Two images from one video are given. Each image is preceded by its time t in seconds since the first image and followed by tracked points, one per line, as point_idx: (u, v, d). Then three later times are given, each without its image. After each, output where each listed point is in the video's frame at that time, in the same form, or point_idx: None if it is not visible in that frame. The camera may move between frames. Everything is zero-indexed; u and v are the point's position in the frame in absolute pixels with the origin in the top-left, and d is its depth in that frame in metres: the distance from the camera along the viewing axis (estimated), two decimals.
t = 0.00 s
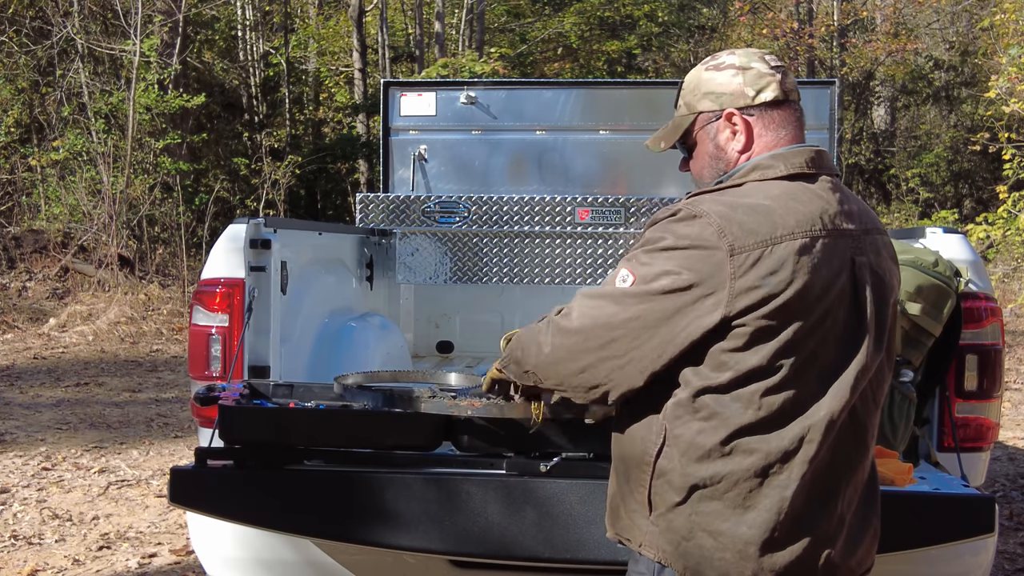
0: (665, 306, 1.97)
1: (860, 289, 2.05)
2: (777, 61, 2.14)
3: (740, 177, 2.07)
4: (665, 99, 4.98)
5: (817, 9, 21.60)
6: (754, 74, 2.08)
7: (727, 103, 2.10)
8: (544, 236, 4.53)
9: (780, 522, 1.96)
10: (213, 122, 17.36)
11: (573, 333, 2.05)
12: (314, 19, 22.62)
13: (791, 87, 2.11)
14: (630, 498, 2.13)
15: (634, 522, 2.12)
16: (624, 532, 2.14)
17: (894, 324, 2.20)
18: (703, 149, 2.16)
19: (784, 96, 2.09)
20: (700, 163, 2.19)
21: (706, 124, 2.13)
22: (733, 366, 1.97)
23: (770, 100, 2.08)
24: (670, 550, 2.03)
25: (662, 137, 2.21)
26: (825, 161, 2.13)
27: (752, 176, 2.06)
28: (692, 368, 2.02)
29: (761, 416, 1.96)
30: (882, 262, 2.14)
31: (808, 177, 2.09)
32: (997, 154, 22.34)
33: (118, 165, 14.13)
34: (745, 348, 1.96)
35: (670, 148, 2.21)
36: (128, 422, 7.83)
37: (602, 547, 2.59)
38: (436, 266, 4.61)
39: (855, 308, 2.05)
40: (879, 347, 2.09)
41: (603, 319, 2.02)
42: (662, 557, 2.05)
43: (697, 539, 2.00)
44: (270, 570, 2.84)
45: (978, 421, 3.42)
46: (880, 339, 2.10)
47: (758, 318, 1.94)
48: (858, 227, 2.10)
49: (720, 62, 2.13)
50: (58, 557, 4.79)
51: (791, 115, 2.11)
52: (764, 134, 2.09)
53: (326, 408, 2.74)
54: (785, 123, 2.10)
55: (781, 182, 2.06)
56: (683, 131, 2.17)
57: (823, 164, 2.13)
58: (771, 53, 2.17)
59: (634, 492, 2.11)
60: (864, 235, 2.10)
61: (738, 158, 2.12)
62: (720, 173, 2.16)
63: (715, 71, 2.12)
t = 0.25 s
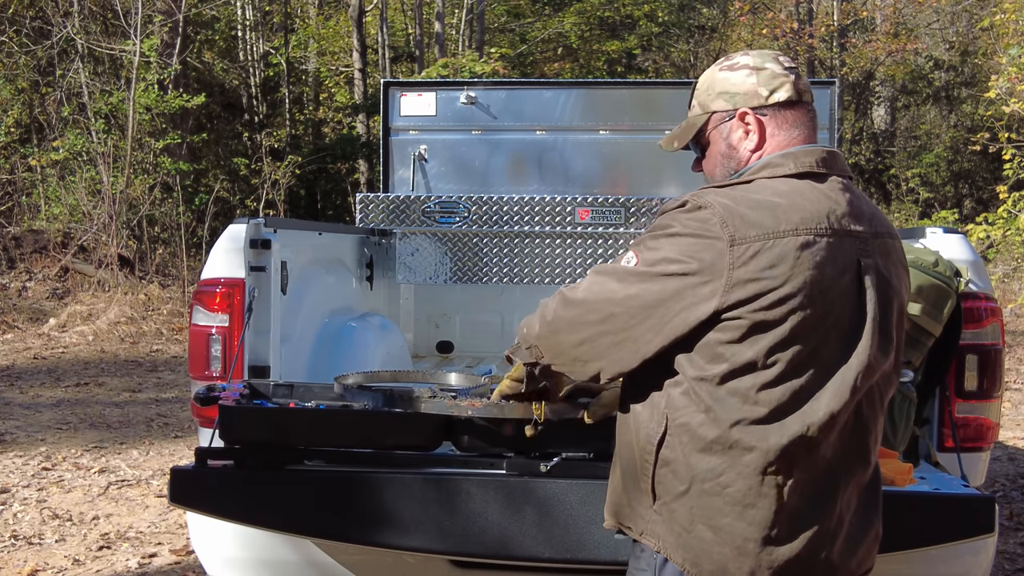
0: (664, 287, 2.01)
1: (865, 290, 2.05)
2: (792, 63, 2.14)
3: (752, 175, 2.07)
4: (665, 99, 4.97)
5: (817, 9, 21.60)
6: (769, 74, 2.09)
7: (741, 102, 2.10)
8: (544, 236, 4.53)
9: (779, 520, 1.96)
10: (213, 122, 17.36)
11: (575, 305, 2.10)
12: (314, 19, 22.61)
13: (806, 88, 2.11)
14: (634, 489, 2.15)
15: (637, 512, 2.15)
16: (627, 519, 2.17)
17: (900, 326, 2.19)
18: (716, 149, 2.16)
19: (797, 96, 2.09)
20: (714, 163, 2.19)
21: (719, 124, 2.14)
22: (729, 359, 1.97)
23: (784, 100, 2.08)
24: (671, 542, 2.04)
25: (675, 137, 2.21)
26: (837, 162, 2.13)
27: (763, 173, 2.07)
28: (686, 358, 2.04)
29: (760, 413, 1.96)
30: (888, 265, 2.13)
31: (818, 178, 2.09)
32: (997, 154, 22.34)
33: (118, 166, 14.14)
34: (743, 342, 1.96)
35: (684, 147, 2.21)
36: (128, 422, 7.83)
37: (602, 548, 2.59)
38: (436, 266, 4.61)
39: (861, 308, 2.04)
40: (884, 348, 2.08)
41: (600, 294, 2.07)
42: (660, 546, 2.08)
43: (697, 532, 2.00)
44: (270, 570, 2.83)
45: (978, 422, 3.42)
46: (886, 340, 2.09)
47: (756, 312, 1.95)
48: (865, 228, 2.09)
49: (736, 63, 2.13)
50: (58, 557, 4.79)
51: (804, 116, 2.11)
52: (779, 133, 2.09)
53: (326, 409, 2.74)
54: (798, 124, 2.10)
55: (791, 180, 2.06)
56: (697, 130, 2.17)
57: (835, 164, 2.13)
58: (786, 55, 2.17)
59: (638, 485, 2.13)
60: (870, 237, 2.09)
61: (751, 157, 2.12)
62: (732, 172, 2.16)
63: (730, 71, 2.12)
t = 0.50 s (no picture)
0: (675, 296, 1.97)
1: (868, 291, 2.05)
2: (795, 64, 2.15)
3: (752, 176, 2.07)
4: (665, 99, 4.97)
5: (817, 9, 21.59)
6: (772, 74, 2.09)
7: (743, 101, 2.10)
8: (544, 236, 4.54)
9: (782, 520, 1.96)
10: (213, 122, 17.36)
11: (578, 328, 2.05)
12: (314, 19, 22.60)
13: (808, 89, 2.12)
14: (633, 491, 2.15)
15: (637, 517, 2.14)
16: (628, 521, 2.16)
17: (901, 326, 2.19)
18: (718, 148, 2.17)
19: (799, 96, 2.09)
20: (715, 162, 2.19)
21: (722, 123, 2.14)
22: (736, 362, 1.97)
23: (787, 100, 2.08)
24: (670, 543, 2.05)
25: (677, 136, 2.21)
26: (836, 163, 2.14)
27: (765, 173, 2.06)
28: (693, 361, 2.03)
29: (763, 414, 1.96)
30: (889, 265, 2.14)
31: (819, 179, 2.09)
32: (998, 154, 22.35)
33: (118, 166, 14.14)
34: (750, 342, 1.96)
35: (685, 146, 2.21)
36: (128, 422, 7.83)
37: (602, 547, 2.59)
38: (437, 266, 4.61)
39: (863, 309, 2.04)
40: (886, 348, 2.08)
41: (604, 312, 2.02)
42: (661, 550, 2.07)
43: (698, 533, 2.01)
44: (269, 570, 2.84)
45: (978, 422, 3.42)
46: (888, 339, 2.09)
47: (761, 314, 1.95)
48: (866, 227, 2.09)
49: (740, 63, 2.14)
50: (58, 557, 4.79)
51: (806, 118, 2.11)
52: (781, 133, 2.10)
53: (327, 408, 2.74)
54: (800, 125, 2.11)
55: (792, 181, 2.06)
56: (699, 129, 2.17)
57: (836, 165, 2.13)
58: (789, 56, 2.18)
59: (638, 488, 2.13)
60: (873, 238, 2.10)
61: (753, 157, 2.12)
62: (734, 171, 2.16)
63: (733, 71, 2.13)
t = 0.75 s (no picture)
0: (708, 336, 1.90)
1: (866, 290, 2.06)
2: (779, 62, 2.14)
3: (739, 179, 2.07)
4: (665, 99, 4.98)
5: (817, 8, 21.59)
6: (755, 73, 2.08)
7: (726, 101, 2.10)
8: (544, 236, 4.54)
9: (790, 521, 1.96)
10: (213, 122, 17.35)
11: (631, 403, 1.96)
12: (314, 19, 22.58)
13: (791, 88, 2.10)
14: (636, 501, 2.14)
15: (641, 526, 2.12)
16: (631, 536, 2.14)
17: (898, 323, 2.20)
18: (701, 148, 2.16)
19: (783, 96, 2.08)
20: (699, 162, 2.19)
21: (705, 123, 2.14)
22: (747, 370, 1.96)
23: (770, 100, 2.07)
24: (677, 549, 2.04)
25: (662, 136, 2.21)
26: (825, 162, 2.12)
27: (753, 176, 2.06)
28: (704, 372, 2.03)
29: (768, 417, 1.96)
30: (885, 263, 2.15)
31: (808, 179, 2.09)
32: (998, 154, 22.32)
33: (118, 166, 14.14)
34: (763, 350, 1.95)
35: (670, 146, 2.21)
36: (128, 422, 7.84)
37: (603, 547, 2.58)
38: (437, 266, 4.61)
39: (860, 309, 2.05)
40: (884, 345, 2.09)
41: (656, 373, 1.93)
42: (668, 558, 2.06)
43: (706, 538, 2.01)
44: (269, 570, 2.84)
45: (978, 421, 3.42)
46: (885, 334, 2.11)
47: (773, 322, 1.94)
48: (861, 223, 2.10)
49: (722, 62, 2.13)
50: (58, 557, 4.79)
51: (789, 117, 2.11)
52: (764, 133, 2.09)
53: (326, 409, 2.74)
54: (783, 124, 2.10)
55: (781, 184, 2.05)
56: (683, 129, 2.17)
57: (824, 164, 2.12)
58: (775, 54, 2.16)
59: (642, 494, 2.12)
60: (867, 232, 2.11)
61: (736, 157, 2.12)
62: (719, 171, 2.16)
63: (716, 70, 2.12)
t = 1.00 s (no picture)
0: (699, 340, 1.91)
1: (865, 289, 2.06)
2: (769, 62, 2.14)
3: (733, 182, 2.07)
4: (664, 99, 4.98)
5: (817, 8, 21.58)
6: (746, 74, 2.08)
7: (718, 103, 2.10)
8: (544, 236, 4.54)
9: (797, 524, 1.96)
10: (213, 122, 17.34)
11: (614, 403, 1.97)
12: (314, 19, 22.56)
13: (782, 88, 2.11)
14: (642, 507, 2.14)
15: (647, 531, 2.12)
16: (638, 542, 2.14)
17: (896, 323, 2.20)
18: (694, 151, 2.16)
19: (774, 96, 2.08)
20: (692, 164, 2.19)
21: (697, 125, 2.14)
22: (751, 378, 1.95)
23: (762, 100, 2.07)
24: (683, 555, 2.03)
25: (652, 139, 2.21)
26: (819, 162, 2.12)
27: (748, 179, 2.05)
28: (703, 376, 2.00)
29: (771, 422, 1.96)
30: (883, 260, 2.14)
31: (803, 179, 2.09)
32: (998, 154, 22.31)
33: (118, 166, 14.15)
34: (764, 357, 1.94)
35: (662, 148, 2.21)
36: (128, 422, 7.84)
37: (604, 546, 2.58)
38: (437, 266, 4.62)
39: (859, 308, 2.05)
40: (884, 343, 2.09)
41: (641, 376, 1.94)
42: (674, 563, 2.05)
43: (714, 543, 2.00)
44: (269, 570, 2.84)
45: (978, 421, 3.42)
46: (884, 333, 2.10)
47: (778, 327, 1.92)
48: (859, 222, 2.10)
49: (712, 62, 2.13)
50: (58, 557, 4.79)
51: (780, 118, 2.11)
52: (757, 134, 2.09)
53: (325, 408, 2.73)
54: (775, 124, 2.10)
55: (777, 186, 2.05)
56: (675, 131, 2.17)
57: (818, 164, 2.12)
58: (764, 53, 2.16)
59: (645, 498, 2.12)
60: (864, 230, 2.11)
61: (730, 160, 2.12)
62: (713, 175, 2.15)
63: (705, 71, 2.12)
